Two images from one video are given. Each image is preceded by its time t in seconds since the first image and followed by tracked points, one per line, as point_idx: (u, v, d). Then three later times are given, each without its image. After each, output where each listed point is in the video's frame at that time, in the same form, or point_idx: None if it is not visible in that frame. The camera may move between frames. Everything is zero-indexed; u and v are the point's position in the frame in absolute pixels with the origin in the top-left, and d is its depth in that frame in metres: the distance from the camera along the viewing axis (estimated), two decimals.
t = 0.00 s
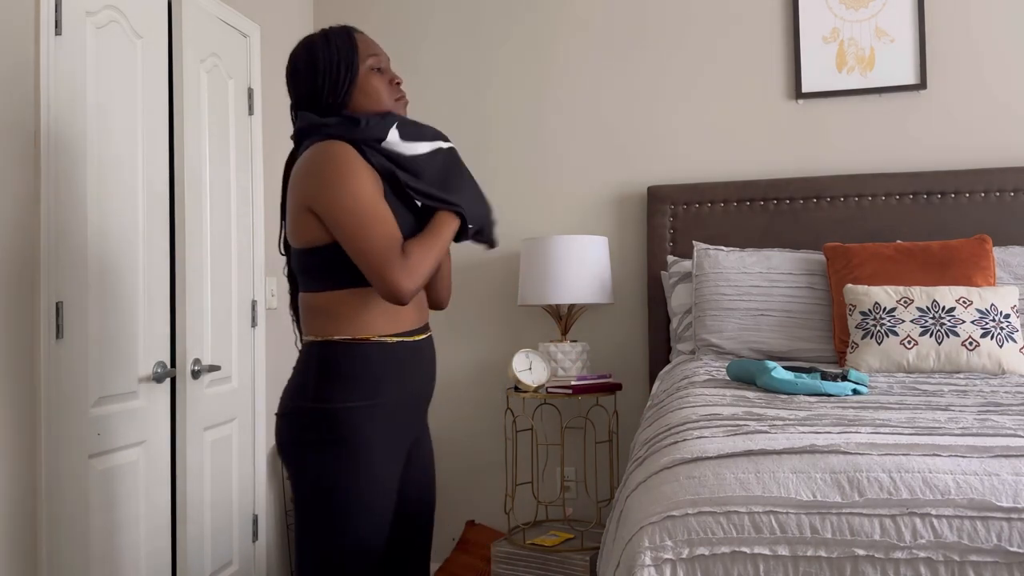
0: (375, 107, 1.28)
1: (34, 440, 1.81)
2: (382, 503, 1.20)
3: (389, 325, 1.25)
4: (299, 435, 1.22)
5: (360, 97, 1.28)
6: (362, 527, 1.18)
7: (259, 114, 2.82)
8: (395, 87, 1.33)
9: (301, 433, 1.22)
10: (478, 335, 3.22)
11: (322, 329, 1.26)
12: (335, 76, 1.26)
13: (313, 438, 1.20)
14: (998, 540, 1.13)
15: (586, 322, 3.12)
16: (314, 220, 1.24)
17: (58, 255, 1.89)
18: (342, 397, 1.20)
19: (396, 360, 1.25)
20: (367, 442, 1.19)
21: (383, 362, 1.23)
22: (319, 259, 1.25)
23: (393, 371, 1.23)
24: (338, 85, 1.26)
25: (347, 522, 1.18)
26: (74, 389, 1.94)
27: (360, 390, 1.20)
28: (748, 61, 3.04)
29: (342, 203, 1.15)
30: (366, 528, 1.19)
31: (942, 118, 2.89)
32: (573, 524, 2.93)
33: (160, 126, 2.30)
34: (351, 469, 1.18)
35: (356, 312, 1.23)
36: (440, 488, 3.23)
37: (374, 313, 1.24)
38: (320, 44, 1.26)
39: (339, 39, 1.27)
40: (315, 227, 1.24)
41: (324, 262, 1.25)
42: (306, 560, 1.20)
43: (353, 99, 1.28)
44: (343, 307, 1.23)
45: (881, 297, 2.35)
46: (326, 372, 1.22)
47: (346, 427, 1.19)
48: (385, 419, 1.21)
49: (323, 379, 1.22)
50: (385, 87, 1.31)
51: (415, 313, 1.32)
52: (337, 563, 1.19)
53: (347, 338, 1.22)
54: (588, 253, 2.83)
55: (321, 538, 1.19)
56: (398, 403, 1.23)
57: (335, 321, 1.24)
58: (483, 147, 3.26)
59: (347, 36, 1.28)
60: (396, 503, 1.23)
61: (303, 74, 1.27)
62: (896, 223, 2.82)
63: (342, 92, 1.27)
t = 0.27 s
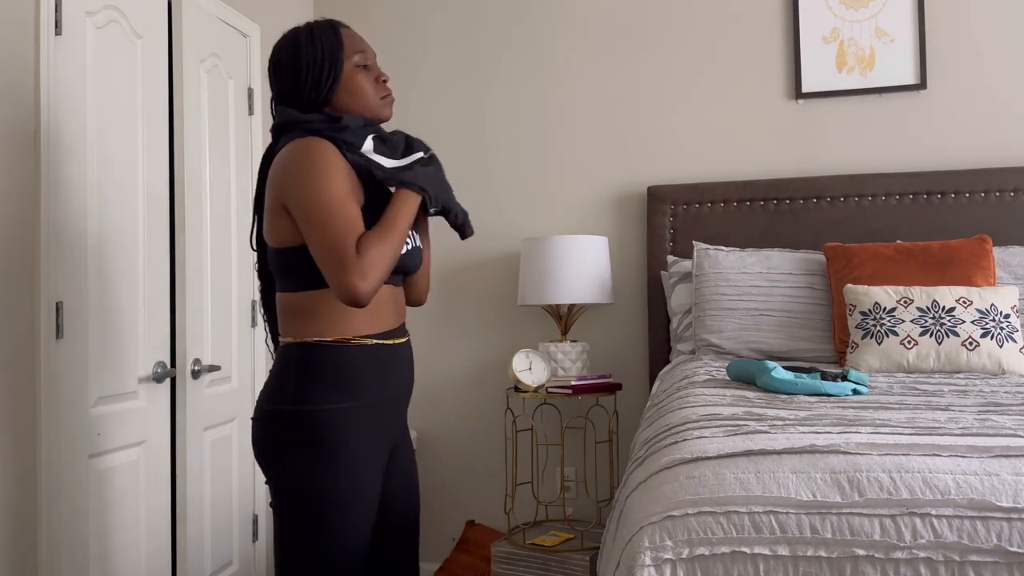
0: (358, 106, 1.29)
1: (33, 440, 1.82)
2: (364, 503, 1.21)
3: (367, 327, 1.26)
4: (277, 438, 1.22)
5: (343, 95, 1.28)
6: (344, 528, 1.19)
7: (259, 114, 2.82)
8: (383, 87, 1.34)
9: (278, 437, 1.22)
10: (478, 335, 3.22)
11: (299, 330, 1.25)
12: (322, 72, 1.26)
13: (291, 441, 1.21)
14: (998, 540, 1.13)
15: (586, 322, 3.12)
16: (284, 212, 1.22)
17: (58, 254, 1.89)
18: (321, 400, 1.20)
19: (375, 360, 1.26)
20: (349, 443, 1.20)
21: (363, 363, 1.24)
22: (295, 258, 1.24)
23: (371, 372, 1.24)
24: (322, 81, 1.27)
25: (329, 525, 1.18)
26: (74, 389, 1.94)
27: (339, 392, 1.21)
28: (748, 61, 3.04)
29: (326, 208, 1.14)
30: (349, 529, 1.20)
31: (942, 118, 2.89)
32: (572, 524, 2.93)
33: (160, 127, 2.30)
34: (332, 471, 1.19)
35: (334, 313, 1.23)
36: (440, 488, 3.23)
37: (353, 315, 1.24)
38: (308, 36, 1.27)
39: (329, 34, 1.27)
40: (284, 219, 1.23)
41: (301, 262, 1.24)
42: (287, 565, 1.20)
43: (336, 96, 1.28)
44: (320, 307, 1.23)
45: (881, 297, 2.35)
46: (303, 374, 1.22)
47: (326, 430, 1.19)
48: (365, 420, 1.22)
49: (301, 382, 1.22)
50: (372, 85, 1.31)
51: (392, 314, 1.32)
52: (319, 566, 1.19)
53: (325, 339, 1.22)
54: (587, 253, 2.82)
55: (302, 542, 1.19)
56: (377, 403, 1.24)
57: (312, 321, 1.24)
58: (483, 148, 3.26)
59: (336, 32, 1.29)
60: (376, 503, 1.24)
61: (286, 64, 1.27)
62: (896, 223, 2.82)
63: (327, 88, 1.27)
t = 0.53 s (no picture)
0: (341, 105, 1.28)
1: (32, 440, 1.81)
2: (353, 504, 1.22)
3: (355, 329, 1.26)
4: (266, 440, 1.22)
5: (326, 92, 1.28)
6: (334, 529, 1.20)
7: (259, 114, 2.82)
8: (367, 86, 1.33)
9: (267, 438, 1.22)
10: (478, 335, 3.22)
11: (285, 332, 1.26)
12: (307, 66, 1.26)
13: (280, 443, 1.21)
14: (998, 540, 1.13)
15: (586, 322, 3.12)
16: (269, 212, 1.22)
17: (57, 254, 1.88)
18: (310, 402, 1.20)
19: (364, 361, 1.26)
20: (338, 444, 1.20)
21: (351, 364, 1.24)
22: (280, 260, 1.24)
23: (360, 373, 1.24)
24: (306, 76, 1.26)
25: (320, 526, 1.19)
26: (74, 389, 1.93)
27: (328, 394, 1.21)
28: (749, 61, 3.04)
29: (326, 209, 1.13)
30: (339, 530, 1.20)
31: (942, 118, 2.89)
32: (572, 524, 2.93)
33: (161, 126, 2.30)
34: (321, 473, 1.19)
35: (320, 315, 1.23)
36: (440, 488, 3.23)
37: (339, 316, 1.24)
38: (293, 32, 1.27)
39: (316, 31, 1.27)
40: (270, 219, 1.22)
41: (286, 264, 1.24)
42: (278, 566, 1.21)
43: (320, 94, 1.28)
44: (305, 310, 1.24)
45: (881, 297, 2.35)
46: (291, 376, 1.22)
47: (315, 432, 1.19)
48: (354, 421, 1.22)
49: (289, 384, 1.22)
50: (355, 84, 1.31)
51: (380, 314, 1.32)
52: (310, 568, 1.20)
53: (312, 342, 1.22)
54: (587, 253, 2.82)
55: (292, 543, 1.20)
56: (366, 404, 1.24)
57: (298, 324, 1.24)
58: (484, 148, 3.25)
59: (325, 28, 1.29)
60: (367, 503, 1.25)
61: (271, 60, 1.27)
62: (896, 223, 2.82)
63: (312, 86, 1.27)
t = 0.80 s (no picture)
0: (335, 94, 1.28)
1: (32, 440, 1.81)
2: (352, 505, 1.22)
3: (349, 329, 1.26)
4: (264, 441, 1.23)
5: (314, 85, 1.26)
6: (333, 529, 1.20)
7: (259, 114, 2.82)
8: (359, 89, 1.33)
9: (265, 440, 1.23)
10: (477, 335, 3.22)
11: (279, 335, 1.25)
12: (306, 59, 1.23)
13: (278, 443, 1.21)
14: (998, 540, 1.13)
15: (586, 322, 3.12)
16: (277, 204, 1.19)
17: (57, 254, 1.88)
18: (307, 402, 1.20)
19: (361, 361, 1.26)
20: (336, 444, 1.20)
21: (348, 365, 1.24)
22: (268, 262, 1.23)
23: (357, 373, 1.25)
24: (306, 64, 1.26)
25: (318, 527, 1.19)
26: (74, 389, 1.93)
27: (326, 394, 1.21)
28: (749, 61, 3.04)
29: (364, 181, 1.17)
30: (337, 531, 1.20)
31: (941, 118, 2.89)
32: (572, 524, 2.93)
33: (160, 126, 2.30)
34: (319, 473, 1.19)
35: (315, 316, 1.23)
36: (440, 488, 3.23)
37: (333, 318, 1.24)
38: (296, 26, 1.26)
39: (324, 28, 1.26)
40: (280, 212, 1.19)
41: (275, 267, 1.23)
42: (276, 567, 1.21)
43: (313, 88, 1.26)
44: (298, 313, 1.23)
45: (881, 297, 2.35)
46: (287, 378, 1.22)
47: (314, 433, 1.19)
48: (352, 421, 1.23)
49: (285, 385, 1.22)
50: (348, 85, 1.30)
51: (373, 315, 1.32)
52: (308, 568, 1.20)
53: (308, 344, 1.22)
54: (586, 253, 2.82)
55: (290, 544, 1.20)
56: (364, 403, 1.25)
57: (292, 327, 1.23)
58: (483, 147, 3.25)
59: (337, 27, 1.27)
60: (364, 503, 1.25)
61: (266, 48, 1.26)
62: (896, 223, 2.82)
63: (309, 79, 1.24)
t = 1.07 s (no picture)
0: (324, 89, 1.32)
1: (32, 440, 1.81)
2: (356, 504, 1.24)
3: (353, 329, 1.28)
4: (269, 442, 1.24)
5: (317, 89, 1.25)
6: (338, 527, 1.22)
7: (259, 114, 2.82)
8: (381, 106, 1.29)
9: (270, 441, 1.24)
10: (477, 335, 3.22)
11: (283, 335, 1.26)
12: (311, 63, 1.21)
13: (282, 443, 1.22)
14: (998, 540, 1.12)
15: (586, 322, 3.12)
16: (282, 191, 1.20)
17: (57, 253, 1.88)
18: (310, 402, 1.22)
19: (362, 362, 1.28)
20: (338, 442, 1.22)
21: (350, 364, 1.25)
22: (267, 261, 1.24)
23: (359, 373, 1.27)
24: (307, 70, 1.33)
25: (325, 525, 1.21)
26: (74, 389, 1.93)
27: (327, 395, 1.22)
28: (749, 61, 3.04)
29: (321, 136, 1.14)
30: (343, 528, 1.22)
31: (942, 118, 2.89)
32: (572, 524, 2.93)
33: (161, 126, 2.30)
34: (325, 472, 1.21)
35: (320, 317, 1.24)
36: (440, 489, 3.23)
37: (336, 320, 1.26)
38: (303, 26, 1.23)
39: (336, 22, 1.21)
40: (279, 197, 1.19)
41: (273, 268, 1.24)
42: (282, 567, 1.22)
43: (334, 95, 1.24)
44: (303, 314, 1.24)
45: (881, 297, 2.35)
46: (288, 378, 1.24)
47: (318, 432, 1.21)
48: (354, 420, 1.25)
49: (286, 386, 1.24)
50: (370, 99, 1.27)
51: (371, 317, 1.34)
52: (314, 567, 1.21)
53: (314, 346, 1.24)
54: (587, 251, 2.82)
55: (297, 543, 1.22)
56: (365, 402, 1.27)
57: (295, 328, 1.24)
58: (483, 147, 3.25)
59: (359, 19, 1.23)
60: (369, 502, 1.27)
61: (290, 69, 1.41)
62: (896, 223, 2.82)
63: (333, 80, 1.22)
